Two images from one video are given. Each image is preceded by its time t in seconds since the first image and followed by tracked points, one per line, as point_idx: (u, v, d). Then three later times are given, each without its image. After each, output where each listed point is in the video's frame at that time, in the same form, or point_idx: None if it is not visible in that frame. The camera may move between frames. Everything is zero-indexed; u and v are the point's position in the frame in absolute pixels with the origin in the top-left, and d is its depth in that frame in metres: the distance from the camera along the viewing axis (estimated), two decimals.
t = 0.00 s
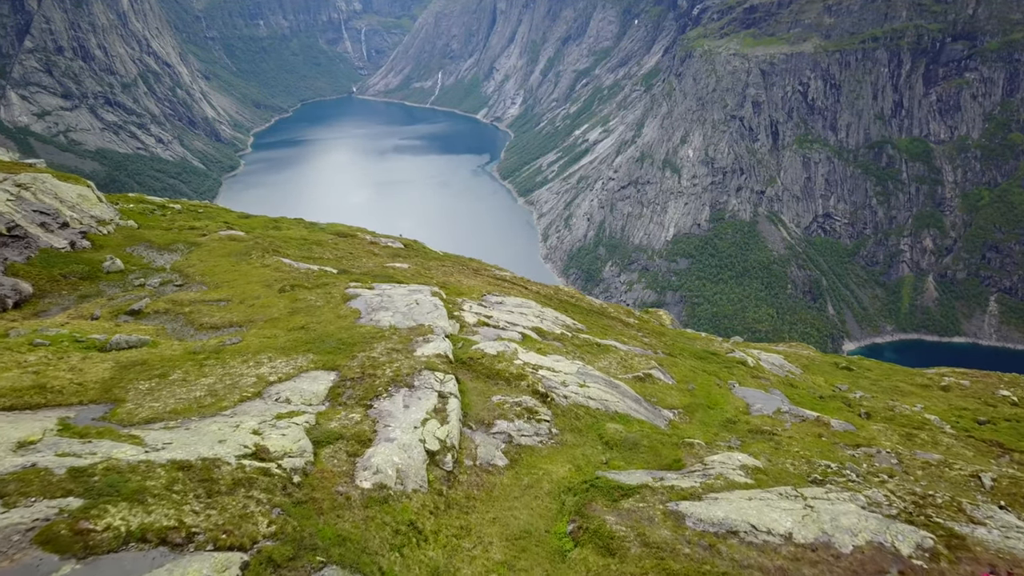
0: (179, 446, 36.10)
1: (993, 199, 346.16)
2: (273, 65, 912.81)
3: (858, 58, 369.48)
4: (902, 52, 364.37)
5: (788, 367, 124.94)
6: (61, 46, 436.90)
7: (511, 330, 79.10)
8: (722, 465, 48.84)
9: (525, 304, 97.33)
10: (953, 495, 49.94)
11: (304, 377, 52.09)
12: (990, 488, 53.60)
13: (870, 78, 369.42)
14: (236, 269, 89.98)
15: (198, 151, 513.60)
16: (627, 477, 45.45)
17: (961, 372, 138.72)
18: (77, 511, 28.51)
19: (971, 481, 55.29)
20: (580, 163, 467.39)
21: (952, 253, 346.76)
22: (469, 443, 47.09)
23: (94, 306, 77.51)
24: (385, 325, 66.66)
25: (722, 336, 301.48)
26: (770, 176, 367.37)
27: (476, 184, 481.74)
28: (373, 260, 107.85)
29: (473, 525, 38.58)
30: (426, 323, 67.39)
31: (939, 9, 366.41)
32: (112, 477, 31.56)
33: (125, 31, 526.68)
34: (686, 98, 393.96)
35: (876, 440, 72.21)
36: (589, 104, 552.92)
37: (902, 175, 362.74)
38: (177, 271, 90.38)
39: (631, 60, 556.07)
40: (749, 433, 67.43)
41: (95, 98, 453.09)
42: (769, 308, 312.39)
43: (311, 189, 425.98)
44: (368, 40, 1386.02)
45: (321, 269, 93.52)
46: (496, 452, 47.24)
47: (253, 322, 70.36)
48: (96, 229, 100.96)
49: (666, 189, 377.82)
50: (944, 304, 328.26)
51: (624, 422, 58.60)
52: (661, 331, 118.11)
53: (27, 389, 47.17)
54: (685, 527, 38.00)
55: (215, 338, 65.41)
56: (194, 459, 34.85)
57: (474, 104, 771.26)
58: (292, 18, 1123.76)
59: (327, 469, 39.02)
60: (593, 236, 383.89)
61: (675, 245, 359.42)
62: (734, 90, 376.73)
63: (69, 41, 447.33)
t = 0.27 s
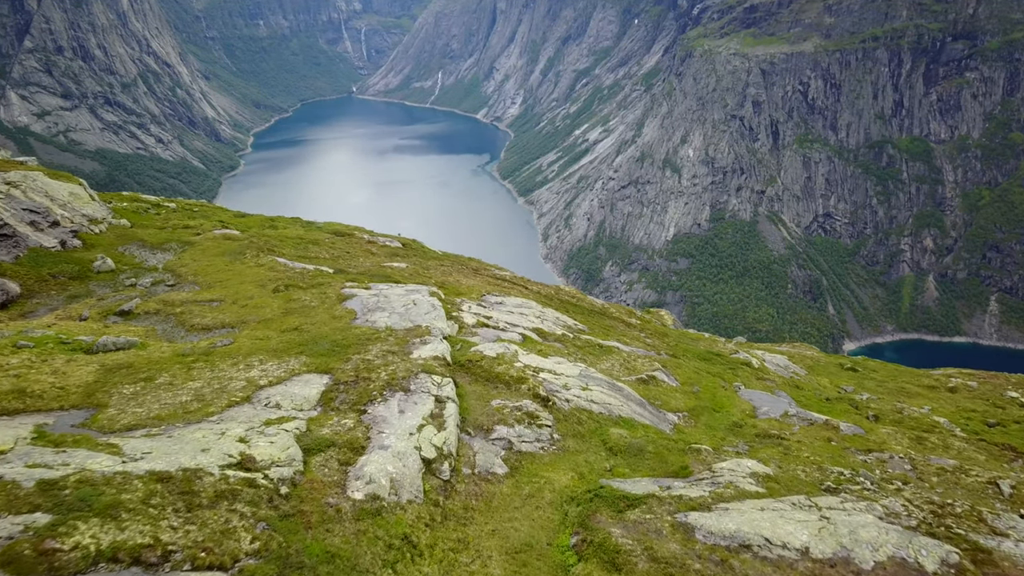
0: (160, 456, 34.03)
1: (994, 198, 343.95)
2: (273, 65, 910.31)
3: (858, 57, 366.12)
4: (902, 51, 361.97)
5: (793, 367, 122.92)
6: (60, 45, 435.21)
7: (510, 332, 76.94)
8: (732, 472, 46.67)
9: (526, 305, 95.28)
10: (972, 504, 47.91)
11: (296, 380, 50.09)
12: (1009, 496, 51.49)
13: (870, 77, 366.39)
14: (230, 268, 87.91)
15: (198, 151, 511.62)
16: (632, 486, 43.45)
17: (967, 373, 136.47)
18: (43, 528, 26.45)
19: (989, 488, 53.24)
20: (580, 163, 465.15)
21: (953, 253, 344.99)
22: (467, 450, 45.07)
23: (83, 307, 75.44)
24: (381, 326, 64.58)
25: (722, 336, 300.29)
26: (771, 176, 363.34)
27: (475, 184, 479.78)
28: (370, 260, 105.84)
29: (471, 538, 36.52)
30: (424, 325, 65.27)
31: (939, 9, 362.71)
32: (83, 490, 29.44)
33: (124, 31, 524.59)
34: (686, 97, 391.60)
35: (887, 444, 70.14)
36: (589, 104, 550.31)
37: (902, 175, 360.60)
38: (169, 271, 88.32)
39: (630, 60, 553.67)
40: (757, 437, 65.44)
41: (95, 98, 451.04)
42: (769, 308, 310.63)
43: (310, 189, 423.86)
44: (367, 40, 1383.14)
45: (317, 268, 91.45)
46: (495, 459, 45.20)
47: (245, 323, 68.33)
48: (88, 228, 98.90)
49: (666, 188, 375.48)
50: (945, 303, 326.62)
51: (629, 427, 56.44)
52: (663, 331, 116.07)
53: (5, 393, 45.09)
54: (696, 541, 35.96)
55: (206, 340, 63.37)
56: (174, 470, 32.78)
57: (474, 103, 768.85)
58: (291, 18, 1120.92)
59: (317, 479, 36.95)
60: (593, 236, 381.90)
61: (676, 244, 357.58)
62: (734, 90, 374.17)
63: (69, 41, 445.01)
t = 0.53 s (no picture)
0: (136, 468, 31.84)
1: (994, 198, 340.75)
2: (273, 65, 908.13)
3: (858, 57, 364.08)
4: (903, 51, 359.77)
5: (798, 369, 120.67)
6: (60, 46, 428.63)
7: (510, 333, 74.78)
8: (742, 481, 44.40)
9: (527, 305, 93.30)
10: (994, 514, 45.65)
11: (286, 385, 47.95)
12: None
13: (871, 77, 363.92)
14: (222, 268, 85.68)
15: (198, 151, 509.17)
16: (639, 497, 41.23)
17: (975, 375, 133.88)
18: None
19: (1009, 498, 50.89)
20: (580, 163, 462.99)
21: (953, 252, 342.33)
22: (464, 459, 42.85)
23: (70, 307, 73.25)
24: (376, 327, 62.43)
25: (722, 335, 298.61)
26: (771, 175, 361.62)
27: (475, 184, 477.65)
28: (367, 259, 103.60)
29: (467, 554, 34.35)
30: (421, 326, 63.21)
31: (940, 8, 360.02)
32: (48, 506, 27.19)
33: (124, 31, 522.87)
34: (686, 97, 389.43)
35: (898, 449, 67.87)
36: (589, 104, 547.75)
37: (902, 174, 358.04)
38: (160, 271, 86.09)
39: (631, 59, 551.14)
40: (765, 442, 63.30)
41: (95, 98, 449.01)
42: (769, 309, 308.57)
43: (309, 189, 422.16)
44: (367, 40, 1380.69)
45: (312, 268, 89.24)
46: (494, 468, 43.00)
47: (236, 324, 66.20)
48: (78, 227, 96.65)
49: (666, 188, 373.19)
50: (945, 303, 324.41)
51: (633, 433, 54.24)
52: (666, 332, 113.75)
53: None
54: (707, 558, 33.80)
55: (195, 342, 61.19)
56: (150, 483, 30.51)
57: (474, 103, 766.22)
58: (292, 18, 1119.04)
59: (305, 491, 34.76)
60: (593, 236, 379.89)
61: (676, 244, 355.59)
62: (734, 89, 371.93)
63: (68, 41, 442.98)
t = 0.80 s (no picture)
0: (105, 482, 29.43)
1: (995, 197, 339.39)
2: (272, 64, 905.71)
3: (858, 56, 362.14)
4: (903, 50, 358.39)
5: (803, 370, 118.45)
6: (60, 45, 430.03)
7: (509, 335, 72.47)
8: (754, 492, 42.03)
9: (527, 305, 91.06)
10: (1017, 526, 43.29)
11: (274, 390, 45.53)
12: None
13: (871, 76, 362.27)
14: (213, 267, 83.28)
15: (197, 151, 506.73)
16: (645, 509, 38.90)
17: (983, 376, 131.63)
18: None
19: None
20: (580, 163, 460.24)
21: (953, 252, 339.99)
22: (460, 469, 40.47)
23: (55, 308, 70.79)
24: (370, 328, 60.06)
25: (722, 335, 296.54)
26: (771, 175, 359.57)
27: (475, 184, 475.35)
28: (363, 259, 101.21)
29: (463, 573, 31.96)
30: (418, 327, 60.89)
31: (940, 8, 358.45)
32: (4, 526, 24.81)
33: (124, 31, 520.72)
34: (686, 96, 387.13)
35: (911, 454, 65.59)
36: (589, 103, 545.43)
37: (903, 174, 355.92)
38: (150, 270, 83.64)
39: (631, 59, 549.12)
40: (774, 448, 61.05)
41: (94, 98, 446.75)
42: (770, 308, 306.16)
43: (309, 189, 420.26)
44: (367, 40, 1378.72)
45: (306, 267, 86.78)
46: (493, 479, 40.63)
47: (226, 326, 63.84)
48: (67, 225, 94.20)
49: (666, 188, 370.77)
50: (945, 303, 322.10)
51: (638, 439, 51.89)
52: (669, 333, 111.40)
53: None
54: None
55: (182, 344, 58.78)
56: (119, 500, 28.15)
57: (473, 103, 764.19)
58: (291, 18, 1116.91)
59: (290, 506, 32.39)
60: (593, 236, 377.72)
61: (676, 244, 353.35)
62: (734, 89, 369.64)
63: (68, 41, 440.65)
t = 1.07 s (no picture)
0: (65, 496, 26.88)
1: (996, 196, 336.34)
2: (272, 64, 903.14)
3: (858, 55, 359.12)
4: (903, 49, 355.45)
5: (809, 371, 116.01)
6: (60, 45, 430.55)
7: (508, 334, 69.94)
8: (768, 503, 39.46)
9: (528, 305, 88.62)
10: None
11: (259, 393, 43.00)
12: None
13: (871, 75, 358.76)
14: (204, 266, 80.67)
15: (197, 150, 504.60)
16: (653, 522, 36.36)
17: (992, 376, 128.88)
18: None
19: None
20: (579, 162, 457.18)
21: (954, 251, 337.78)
22: (456, 479, 37.92)
23: (38, 307, 68.12)
24: (363, 329, 57.56)
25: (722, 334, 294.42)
26: (772, 174, 356.99)
27: (475, 184, 472.76)
28: (359, 257, 98.63)
29: None
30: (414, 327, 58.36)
31: (941, 6, 356.13)
32: None
33: (125, 30, 519.51)
34: (687, 96, 383.99)
35: (926, 459, 62.98)
36: (589, 103, 542.51)
37: (903, 173, 353.21)
38: (138, 269, 81.06)
39: (631, 58, 546.16)
40: (784, 453, 58.54)
41: (94, 97, 444.59)
42: (770, 308, 303.88)
43: (308, 188, 418.11)
44: (368, 40, 1376.12)
45: (300, 265, 84.25)
46: (491, 489, 38.07)
47: (213, 326, 61.26)
48: (55, 223, 91.56)
49: (666, 187, 367.87)
50: (946, 302, 319.87)
51: (643, 444, 49.36)
52: (673, 333, 108.86)
53: None
54: None
55: (167, 345, 56.20)
56: (78, 516, 25.61)
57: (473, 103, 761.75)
58: (291, 18, 1114.69)
59: (271, 522, 29.88)
60: (593, 235, 375.09)
61: (677, 243, 350.78)
62: (734, 88, 366.36)
63: (68, 41, 438.32)
